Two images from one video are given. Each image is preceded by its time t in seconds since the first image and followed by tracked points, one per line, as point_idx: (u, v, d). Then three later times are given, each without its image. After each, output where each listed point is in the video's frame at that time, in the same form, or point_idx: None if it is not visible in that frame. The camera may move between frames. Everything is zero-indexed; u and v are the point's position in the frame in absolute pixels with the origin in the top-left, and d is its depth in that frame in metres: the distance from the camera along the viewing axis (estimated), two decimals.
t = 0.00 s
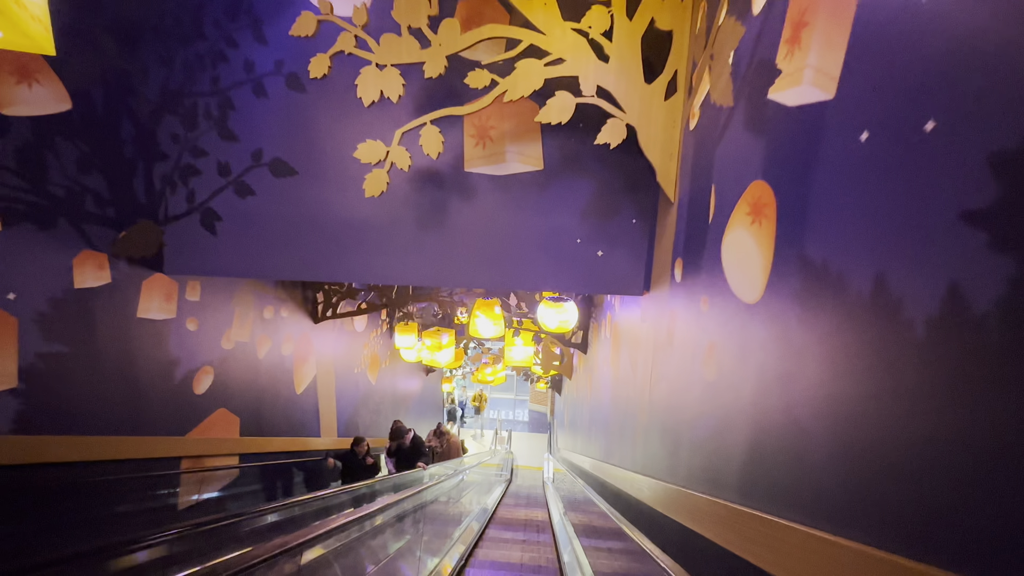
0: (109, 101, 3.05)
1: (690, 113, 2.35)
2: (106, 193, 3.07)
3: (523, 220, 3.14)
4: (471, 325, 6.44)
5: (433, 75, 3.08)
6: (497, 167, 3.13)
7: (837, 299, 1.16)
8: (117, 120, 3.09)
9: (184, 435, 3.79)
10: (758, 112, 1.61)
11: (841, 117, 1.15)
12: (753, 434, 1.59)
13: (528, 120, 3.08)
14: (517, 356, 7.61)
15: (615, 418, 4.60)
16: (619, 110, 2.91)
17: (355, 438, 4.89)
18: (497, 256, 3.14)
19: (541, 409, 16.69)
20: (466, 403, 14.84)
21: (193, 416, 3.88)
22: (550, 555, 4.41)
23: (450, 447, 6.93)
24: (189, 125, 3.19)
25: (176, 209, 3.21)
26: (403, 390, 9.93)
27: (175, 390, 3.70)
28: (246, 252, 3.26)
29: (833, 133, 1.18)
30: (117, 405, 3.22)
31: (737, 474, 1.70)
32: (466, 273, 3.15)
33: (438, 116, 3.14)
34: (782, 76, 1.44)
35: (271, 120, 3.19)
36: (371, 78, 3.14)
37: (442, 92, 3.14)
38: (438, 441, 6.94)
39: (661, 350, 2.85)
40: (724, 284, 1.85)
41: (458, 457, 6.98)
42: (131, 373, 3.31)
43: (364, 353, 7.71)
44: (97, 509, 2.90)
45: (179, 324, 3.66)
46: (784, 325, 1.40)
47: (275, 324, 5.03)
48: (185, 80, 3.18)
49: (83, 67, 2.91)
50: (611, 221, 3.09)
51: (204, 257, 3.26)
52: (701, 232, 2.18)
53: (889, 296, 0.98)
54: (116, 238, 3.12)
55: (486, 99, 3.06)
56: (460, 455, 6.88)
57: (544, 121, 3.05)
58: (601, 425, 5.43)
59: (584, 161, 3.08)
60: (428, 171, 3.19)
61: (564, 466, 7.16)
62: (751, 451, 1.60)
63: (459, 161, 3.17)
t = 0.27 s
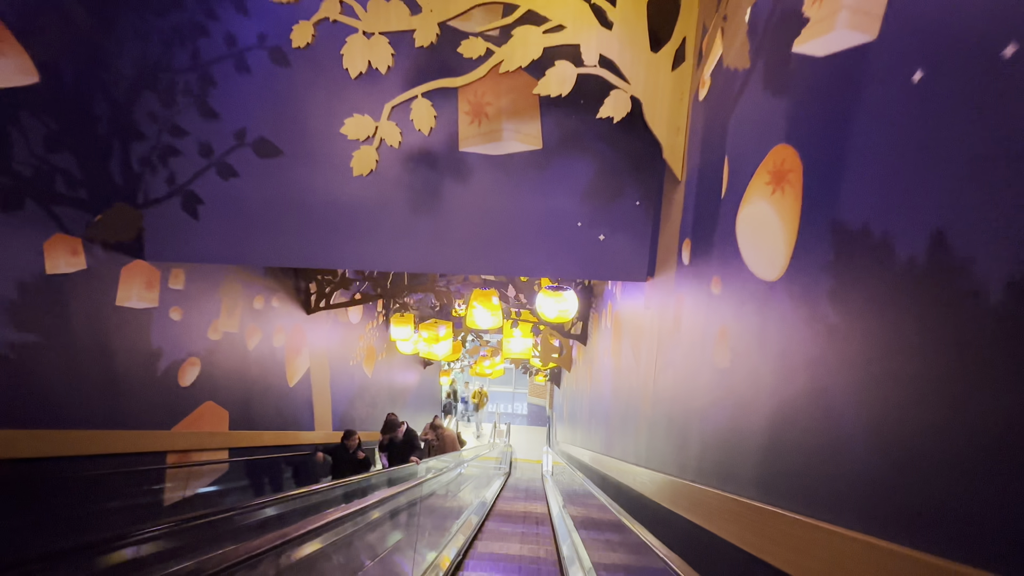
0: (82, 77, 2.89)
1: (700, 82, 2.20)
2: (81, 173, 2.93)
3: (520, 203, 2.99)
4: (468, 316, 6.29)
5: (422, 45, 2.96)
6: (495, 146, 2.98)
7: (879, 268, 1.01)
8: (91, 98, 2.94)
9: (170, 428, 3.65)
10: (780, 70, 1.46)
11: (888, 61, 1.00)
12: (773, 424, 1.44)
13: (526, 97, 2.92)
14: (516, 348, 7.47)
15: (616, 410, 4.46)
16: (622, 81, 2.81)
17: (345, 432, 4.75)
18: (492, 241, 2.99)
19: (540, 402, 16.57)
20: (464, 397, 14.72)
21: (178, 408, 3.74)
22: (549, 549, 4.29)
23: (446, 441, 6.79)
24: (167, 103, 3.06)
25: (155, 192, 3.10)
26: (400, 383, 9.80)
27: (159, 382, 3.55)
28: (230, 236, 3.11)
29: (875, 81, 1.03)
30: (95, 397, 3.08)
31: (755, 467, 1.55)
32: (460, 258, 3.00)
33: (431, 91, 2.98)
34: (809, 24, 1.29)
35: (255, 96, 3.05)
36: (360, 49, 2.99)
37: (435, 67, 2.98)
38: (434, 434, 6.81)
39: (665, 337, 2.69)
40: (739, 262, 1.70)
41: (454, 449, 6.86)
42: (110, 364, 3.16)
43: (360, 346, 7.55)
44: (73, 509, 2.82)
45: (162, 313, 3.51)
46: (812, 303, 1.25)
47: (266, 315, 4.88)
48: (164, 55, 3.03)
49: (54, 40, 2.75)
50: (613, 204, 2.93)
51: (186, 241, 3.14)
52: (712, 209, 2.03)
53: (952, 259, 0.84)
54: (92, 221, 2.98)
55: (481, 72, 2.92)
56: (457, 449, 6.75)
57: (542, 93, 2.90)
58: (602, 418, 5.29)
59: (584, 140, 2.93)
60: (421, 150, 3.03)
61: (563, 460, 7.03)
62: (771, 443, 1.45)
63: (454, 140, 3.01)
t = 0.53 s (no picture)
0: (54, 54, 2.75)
1: (706, 55, 2.07)
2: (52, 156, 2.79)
3: (515, 188, 2.86)
4: (463, 309, 6.16)
5: (409, 16, 2.80)
6: (490, 128, 2.84)
7: (920, 239, 0.89)
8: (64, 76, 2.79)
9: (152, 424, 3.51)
10: (800, 29, 1.33)
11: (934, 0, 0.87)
12: (792, 416, 1.31)
13: (520, 76, 2.79)
14: (511, 343, 7.34)
15: (615, 405, 4.33)
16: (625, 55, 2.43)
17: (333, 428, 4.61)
18: (486, 228, 2.86)
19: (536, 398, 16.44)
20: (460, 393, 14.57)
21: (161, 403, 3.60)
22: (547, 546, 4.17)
23: (441, 437, 6.67)
24: (144, 83, 2.92)
25: (132, 176, 2.97)
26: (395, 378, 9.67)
27: (141, 377, 3.41)
28: (211, 223, 2.97)
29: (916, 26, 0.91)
30: (70, 392, 2.94)
31: (769, 464, 1.42)
32: (452, 245, 2.87)
33: (421, 71, 2.85)
34: None
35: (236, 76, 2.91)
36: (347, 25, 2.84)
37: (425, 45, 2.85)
38: (427, 430, 6.68)
39: (667, 328, 2.56)
40: (750, 244, 1.58)
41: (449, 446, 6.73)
42: (87, 357, 3.03)
43: (353, 340, 7.41)
44: (52, 508, 2.71)
45: (142, 305, 3.37)
46: (836, 283, 1.12)
47: (254, 308, 4.73)
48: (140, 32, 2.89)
49: (23, 13, 2.67)
50: (613, 189, 2.81)
51: (165, 228, 3.00)
52: (719, 189, 1.90)
53: (1019, 223, 0.71)
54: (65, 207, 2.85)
55: (474, 45, 2.69)
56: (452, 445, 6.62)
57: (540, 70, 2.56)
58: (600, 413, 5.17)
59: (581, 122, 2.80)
60: (411, 133, 2.89)
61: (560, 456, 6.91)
62: (789, 437, 1.32)
63: (446, 122, 2.88)
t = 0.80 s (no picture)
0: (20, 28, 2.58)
1: (720, 21, 1.92)
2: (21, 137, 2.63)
3: (513, 172, 2.70)
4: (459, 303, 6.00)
5: None
6: (484, 108, 2.69)
7: (998, 200, 0.73)
8: (32, 52, 2.63)
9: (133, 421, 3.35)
10: None
11: None
12: (823, 411, 1.16)
13: (518, 53, 2.64)
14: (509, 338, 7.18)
15: (616, 401, 4.19)
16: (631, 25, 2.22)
17: (321, 424, 4.46)
18: (481, 214, 2.70)
19: (534, 395, 16.28)
20: (457, 390, 14.40)
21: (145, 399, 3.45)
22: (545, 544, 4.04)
23: (436, 434, 6.52)
24: (119, 60, 2.76)
25: (107, 160, 2.81)
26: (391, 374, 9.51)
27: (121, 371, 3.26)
28: (191, 210, 2.82)
29: None
30: (42, 387, 2.79)
31: (795, 465, 1.27)
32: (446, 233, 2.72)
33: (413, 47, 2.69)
34: None
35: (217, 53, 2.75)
36: None
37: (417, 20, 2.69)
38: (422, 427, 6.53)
39: (673, 319, 2.41)
40: (771, 222, 1.42)
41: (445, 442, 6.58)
42: (61, 350, 2.87)
43: (347, 336, 7.24)
44: None
45: (121, 296, 3.21)
46: (882, 259, 0.97)
47: (242, 301, 4.57)
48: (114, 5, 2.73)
49: None
50: (615, 173, 2.65)
51: (142, 215, 2.84)
52: (734, 166, 1.75)
53: None
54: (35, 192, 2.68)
55: (468, 15, 2.45)
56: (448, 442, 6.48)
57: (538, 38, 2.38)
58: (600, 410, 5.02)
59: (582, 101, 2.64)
60: (402, 114, 2.73)
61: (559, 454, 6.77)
62: (821, 434, 1.17)
63: (438, 102, 2.72)
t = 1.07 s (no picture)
0: None
1: None
2: None
3: (513, 155, 2.56)
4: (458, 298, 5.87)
5: None
6: (483, 89, 2.54)
7: None
8: (5, 30, 2.49)
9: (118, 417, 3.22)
10: None
11: None
12: (862, 407, 1.02)
13: (520, 29, 2.49)
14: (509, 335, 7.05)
15: (620, 398, 4.05)
16: None
17: (310, 423, 4.34)
18: (479, 201, 2.57)
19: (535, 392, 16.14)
20: (457, 387, 14.27)
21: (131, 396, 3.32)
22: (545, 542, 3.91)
23: (435, 431, 6.39)
24: (99, 39, 2.63)
25: (88, 145, 2.68)
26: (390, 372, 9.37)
27: (105, 367, 3.13)
28: (175, 197, 2.68)
29: None
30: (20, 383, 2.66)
31: (827, 467, 1.13)
32: (442, 219, 2.58)
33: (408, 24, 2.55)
34: None
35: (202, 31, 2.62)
36: None
37: None
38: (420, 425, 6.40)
39: (683, 310, 2.27)
40: (798, 200, 1.29)
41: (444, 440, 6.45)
42: (40, 344, 2.74)
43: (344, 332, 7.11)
44: None
45: (105, 289, 3.08)
46: (943, 230, 0.84)
47: (235, 295, 4.44)
48: None
49: None
50: (621, 158, 2.51)
51: (125, 202, 2.71)
52: (754, 141, 1.61)
53: None
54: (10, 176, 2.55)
55: None
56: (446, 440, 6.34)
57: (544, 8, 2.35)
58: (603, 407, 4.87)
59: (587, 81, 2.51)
60: (396, 96, 2.60)
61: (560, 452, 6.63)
62: (857, 433, 1.03)
63: (435, 83, 2.58)
